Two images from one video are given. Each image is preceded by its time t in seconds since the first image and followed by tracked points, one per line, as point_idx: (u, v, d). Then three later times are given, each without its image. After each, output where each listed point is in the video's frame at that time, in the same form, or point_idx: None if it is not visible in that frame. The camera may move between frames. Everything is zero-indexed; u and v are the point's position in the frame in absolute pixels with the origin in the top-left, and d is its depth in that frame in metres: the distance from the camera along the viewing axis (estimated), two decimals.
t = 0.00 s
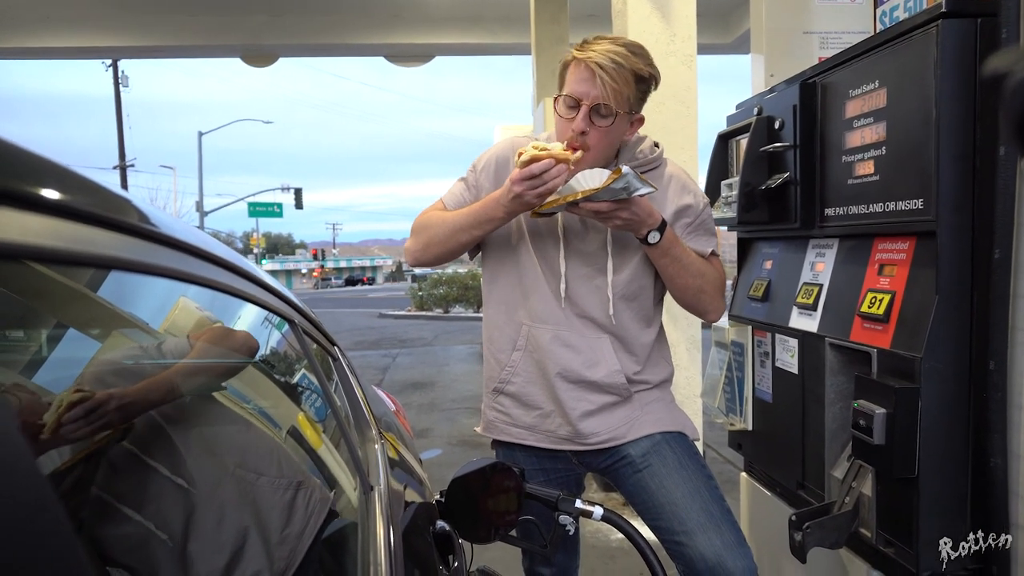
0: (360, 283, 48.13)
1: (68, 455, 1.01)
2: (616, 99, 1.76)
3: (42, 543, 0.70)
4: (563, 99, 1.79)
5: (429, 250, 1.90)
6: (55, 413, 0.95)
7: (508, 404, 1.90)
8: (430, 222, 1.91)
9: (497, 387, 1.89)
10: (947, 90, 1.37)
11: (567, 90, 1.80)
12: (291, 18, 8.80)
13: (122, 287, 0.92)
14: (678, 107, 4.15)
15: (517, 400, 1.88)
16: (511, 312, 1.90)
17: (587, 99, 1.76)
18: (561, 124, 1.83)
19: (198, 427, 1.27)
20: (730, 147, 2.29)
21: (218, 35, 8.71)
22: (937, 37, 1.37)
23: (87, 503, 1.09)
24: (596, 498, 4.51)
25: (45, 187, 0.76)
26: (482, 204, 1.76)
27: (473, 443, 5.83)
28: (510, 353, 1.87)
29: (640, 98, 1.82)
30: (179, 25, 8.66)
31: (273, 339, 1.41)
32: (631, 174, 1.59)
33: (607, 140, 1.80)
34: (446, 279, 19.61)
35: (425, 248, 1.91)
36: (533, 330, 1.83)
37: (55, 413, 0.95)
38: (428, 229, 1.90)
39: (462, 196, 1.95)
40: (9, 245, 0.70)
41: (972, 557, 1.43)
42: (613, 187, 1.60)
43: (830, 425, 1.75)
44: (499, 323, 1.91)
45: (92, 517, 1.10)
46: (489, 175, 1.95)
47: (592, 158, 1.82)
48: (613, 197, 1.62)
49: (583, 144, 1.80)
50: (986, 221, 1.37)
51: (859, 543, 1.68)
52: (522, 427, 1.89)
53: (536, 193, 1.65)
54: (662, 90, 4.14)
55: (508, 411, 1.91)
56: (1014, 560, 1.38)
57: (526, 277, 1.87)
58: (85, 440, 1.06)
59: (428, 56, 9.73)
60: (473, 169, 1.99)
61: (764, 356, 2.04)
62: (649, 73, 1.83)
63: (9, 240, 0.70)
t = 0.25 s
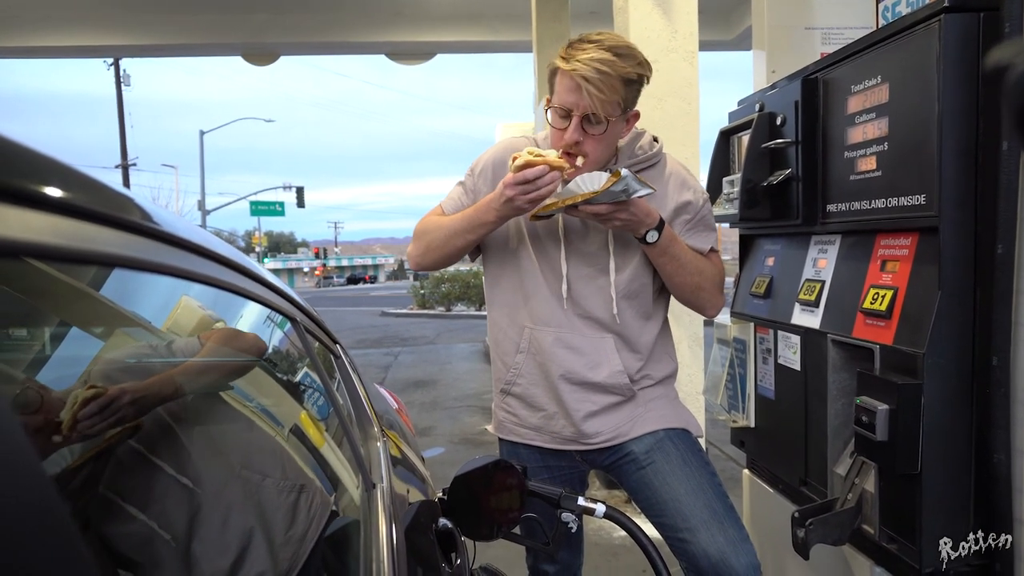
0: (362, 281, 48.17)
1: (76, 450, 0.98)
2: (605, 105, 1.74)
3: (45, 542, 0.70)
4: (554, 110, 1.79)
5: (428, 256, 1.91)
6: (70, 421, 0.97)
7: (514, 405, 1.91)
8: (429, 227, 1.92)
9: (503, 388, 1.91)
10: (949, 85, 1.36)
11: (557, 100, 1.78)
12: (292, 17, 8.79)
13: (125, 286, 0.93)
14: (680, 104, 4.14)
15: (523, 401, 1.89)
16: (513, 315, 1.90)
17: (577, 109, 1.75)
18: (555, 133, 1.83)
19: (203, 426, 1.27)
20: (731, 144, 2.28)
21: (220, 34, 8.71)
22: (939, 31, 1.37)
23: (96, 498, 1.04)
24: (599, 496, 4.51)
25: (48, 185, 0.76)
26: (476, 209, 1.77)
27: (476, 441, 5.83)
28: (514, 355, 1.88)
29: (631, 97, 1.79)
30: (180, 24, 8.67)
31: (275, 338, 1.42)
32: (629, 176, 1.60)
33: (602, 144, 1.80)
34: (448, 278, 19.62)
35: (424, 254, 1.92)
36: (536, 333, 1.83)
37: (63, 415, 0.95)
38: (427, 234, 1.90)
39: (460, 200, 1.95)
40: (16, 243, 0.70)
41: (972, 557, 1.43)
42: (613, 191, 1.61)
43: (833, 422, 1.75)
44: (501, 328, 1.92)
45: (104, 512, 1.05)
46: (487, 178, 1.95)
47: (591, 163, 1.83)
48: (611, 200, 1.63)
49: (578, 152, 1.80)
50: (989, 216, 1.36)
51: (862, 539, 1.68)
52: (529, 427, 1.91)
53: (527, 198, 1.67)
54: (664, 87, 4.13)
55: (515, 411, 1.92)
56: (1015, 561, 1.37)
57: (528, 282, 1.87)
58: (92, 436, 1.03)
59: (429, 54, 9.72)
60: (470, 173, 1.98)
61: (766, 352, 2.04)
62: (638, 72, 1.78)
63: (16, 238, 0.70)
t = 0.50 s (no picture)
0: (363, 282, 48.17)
1: (77, 446, 0.96)
2: (604, 116, 1.74)
3: (42, 543, 0.70)
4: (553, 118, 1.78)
5: (426, 257, 1.91)
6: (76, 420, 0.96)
7: (514, 407, 1.91)
8: (426, 228, 1.92)
9: (503, 390, 1.91)
10: (950, 84, 1.36)
11: (555, 107, 1.77)
12: (292, 17, 8.79)
13: (126, 286, 0.93)
14: (681, 104, 4.14)
15: (523, 403, 1.89)
16: (512, 316, 1.90)
17: (576, 118, 1.75)
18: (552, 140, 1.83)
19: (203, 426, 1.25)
20: (732, 143, 2.28)
21: (220, 35, 8.70)
22: (940, 30, 1.37)
23: (96, 497, 1.02)
24: (599, 496, 4.51)
25: (50, 186, 0.76)
26: (470, 207, 1.77)
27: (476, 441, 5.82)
28: (514, 356, 1.87)
29: (631, 105, 1.78)
30: (180, 24, 8.67)
31: (276, 338, 1.42)
32: (622, 177, 1.60)
33: (600, 153, 1.80)
34: (449, 278, 19.62)
35: (422, 255, 1.92)
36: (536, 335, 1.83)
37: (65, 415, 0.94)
38: (425, 235, 1.90)
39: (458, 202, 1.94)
40: (16, 244, 0.70)
41: (972, 557, 1.43)
42: (606, 191, 1.61)
43: (834, 422, 1.75)
44: (500, 331, 1.91)
45: (101, 510, 1.03)
46: (485, 179, 1.95)
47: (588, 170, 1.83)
48: (605, 200, 1.64)
49: (575, 160, 1.80)
50: (991, 216, 1.36)
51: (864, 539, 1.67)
52: (529, 429, 1.90)
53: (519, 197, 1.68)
54: (664, 86, 4.12)
55: (515, 412, 1.92)
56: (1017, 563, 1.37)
57: (525, 281, 1.87)
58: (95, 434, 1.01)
59: (430, 54, 9.72)
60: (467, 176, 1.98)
61: (767, 352, 2.04)
62: (638, 81, 1.76)
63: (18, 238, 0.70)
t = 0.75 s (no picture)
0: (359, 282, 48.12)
1: (76, 447, 0.98)
2: (600, 119, 1.74)
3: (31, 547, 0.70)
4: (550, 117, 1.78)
5: (417, 252, 1.91)
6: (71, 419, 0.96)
7: (511, 406, 1.91)
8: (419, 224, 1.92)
9: (498, 388, 1.91)
10: (943, 81, 1.37)
11: (552, 107, 1.77)
12: (286, 18, 8.78)
13: (122, 287, 0.93)
14: (676, 102, 4.15)
15: (518, 401, 1.89)
16: (506, 316, 1.90)
17: (572, 119, 1.74)
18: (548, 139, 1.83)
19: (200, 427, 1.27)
20: (727, 142, 2.28)
21: (213, 36, 8.68)
22: (933, 26, 1.37)
23: (96, 500, 1.06)
24: (597, 495, 4.52)
25: (44, 187, 0.76)
26: (460, 203, 1.78)
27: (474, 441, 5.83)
28: (509, 356, 1.88)
29: (627, 109, 1.78)
30: (174, 26, 8.65)
31: (273, 340, 1.42)
32: (614, 177, 1.61)
33: (594, 155, 1.81)
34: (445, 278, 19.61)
35: (413, 251, 1.92)
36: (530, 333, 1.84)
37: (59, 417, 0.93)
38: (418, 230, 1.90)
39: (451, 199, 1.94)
40: None
41: (972, 558, 1.42)
42: (597, 191, 1.62)
43: (830, 419, 1.75)
44: (496, 331, 1.91)
45: (100, 510, 1.06)
46: (479, 179, 1.94)
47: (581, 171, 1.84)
48: (596, 200, 1.64)
49: (569, 162, 1.80)
50: (984, 212, 1.36)
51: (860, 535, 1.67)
52: (524, 427, 1.90)
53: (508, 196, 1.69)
54: (659, 85, 4.13)
55: (511, 411, 1.92)
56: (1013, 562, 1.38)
57: (519, 275, 1.87)
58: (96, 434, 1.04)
59: (425, 54, 9.72)
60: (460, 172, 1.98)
61: (763, 350, 2.04)
62: (634, 86, 1.76)
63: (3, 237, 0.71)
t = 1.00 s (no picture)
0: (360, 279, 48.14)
1: (85, 443, 0.99)
2: (600, 121, 1.73)
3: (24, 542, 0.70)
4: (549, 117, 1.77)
5: (417, 251, 1.92)
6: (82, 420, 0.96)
7: (511, 403, 1.90)
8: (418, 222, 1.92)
9: (499, 386, 1.91)
10: (947, 78, 1.36)
11: (552, 107, 1.76)
12: (288, 14, 8.77)
13: (122, 283, 0.93)
14: (677, 100, 4.14)
15: (517, 399, 1.89)
16: (504, 314, 1.89)
17: (571, 121, 1.74)
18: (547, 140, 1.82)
19: (201, 423, 1.25)
20: (729, 139, 2.27)
21: (214, 32, 8.67)
22: (937, 23, 1.36)
23: (102, 498, 1.05)
24: (597, 492, 4.52)
25: (46, 182, 0.77)
26: (459, 201, 1.78)
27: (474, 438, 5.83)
28: (508, 354, 1.87)
29: (626, 110, 1.78)
30: (176, 22, 8.64)
31: (274, 336, 1.42)
32: (613, 178, 1.60)
33: (593, 156, 1.80)
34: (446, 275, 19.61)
35: (413, 249, 1.93)
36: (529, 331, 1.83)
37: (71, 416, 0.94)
38: (417, 229, 1.91)
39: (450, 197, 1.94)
40: (1, 237, 0.70)
41: (973, 558, 1.42)
42: (596, 192, 1.61)
43: (831, 416, 1.75)
44: (496, 329, 1.91)
45: (104, 506, 1.05)
46: (477, 176, 1.94)
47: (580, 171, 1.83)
48: (596, 201, 1.64)
49: (568, 163, 1.80)
50: (987, 210, 1.36)
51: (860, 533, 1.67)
52: (524, 425, 1.90)
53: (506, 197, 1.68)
54: (661, 82, 4.12)
55: (510, 409, 1.92)
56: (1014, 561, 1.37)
57: (518, 272, 1.88)
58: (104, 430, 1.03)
59: (426, 51, 9.71)
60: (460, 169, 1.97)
61: (764, 348, 2.04)
62: (635, 87, 1.76)
63: (7, 233, 0.71)
